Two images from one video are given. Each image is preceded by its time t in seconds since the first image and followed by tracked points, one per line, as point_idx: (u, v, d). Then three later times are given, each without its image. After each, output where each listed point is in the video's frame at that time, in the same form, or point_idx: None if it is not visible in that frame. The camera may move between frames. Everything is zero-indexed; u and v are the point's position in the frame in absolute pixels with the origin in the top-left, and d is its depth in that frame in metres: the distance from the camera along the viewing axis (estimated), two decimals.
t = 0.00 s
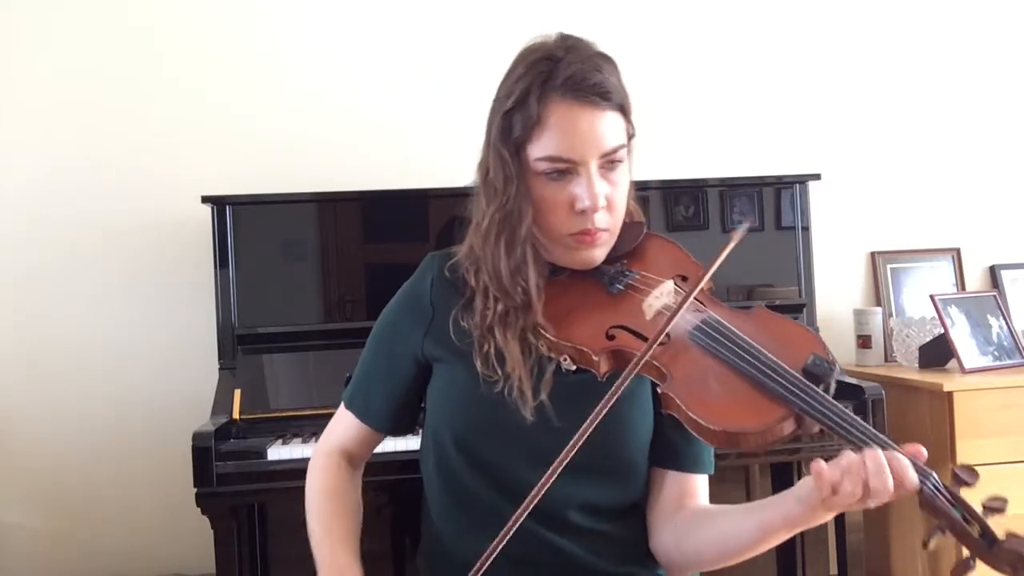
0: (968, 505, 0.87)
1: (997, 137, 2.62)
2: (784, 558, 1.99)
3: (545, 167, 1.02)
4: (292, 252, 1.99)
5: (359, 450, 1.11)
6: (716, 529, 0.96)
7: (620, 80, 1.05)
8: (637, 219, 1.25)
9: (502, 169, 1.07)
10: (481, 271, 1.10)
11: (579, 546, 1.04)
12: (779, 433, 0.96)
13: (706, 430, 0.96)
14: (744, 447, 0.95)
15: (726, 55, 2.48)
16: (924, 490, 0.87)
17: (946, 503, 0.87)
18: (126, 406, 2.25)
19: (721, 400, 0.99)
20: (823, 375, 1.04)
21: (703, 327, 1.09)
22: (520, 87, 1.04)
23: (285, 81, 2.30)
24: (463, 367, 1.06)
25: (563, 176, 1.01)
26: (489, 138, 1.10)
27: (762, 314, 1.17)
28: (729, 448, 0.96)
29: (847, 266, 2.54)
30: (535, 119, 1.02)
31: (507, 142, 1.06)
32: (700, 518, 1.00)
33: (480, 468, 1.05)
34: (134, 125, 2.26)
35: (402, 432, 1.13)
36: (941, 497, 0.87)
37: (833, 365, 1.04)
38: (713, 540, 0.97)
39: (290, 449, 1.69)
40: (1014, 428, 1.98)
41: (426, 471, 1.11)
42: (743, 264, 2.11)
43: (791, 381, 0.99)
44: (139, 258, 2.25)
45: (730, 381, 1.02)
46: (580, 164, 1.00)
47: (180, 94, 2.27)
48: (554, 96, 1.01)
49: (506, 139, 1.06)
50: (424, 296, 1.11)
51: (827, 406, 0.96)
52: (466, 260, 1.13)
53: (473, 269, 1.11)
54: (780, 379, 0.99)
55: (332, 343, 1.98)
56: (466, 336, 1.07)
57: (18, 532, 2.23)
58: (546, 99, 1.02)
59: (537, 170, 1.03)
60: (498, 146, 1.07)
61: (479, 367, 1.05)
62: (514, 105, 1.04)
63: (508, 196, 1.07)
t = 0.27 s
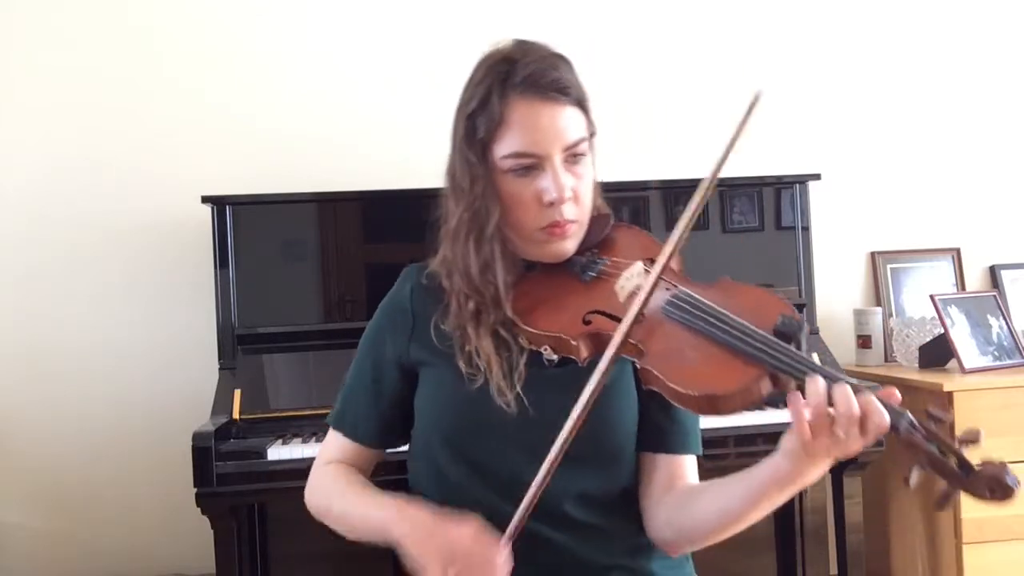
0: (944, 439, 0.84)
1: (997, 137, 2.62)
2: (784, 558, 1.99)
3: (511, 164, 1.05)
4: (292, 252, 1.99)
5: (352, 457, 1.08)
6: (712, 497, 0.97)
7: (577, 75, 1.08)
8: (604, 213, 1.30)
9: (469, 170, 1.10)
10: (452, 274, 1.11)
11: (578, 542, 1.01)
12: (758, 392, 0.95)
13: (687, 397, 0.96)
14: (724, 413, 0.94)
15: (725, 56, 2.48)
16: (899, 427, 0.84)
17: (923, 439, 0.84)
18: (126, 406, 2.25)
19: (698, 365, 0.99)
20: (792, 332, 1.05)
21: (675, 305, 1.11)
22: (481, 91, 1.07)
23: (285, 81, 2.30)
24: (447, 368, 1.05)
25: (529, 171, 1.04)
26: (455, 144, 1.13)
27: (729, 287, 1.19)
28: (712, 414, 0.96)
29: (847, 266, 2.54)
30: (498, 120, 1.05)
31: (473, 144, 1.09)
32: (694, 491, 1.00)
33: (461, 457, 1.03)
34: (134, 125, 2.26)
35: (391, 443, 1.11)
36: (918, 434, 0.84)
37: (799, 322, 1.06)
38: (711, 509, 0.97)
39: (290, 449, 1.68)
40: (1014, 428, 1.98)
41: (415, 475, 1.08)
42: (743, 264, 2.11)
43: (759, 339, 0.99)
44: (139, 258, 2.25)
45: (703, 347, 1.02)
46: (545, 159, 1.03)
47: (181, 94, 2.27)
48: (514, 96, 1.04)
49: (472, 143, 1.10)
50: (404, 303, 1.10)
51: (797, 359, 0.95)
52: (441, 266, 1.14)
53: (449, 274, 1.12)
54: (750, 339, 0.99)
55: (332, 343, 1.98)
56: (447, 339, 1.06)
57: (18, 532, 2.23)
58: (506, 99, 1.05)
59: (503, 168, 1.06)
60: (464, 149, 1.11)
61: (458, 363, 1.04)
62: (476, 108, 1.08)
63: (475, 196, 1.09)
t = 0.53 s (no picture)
0: (916, 389, 0.91)
1: (997, 137, 2.62)
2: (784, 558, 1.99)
3: (479, 165, 1.05)
4: (292, 252, 1.99)
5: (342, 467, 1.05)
6: (694, 473, 0.99)
7: (536, 76, 1.09)
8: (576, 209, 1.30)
9: (433, 178, 1.12)
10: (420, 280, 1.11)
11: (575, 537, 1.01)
12: (732, 362, 1.01)
13: (664, 370, 1.02)
14: (699, 382, 1.00)
15: (726, 56, 2.48)
16: (870, 382, 0.91)
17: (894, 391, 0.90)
18: (125, 407, 2.25)
19: (674, 342, 1.04)
20: (762, 301, 1.12)
21: (647, 283, 1.15)
22: (443, 99, 1.08)
23: (285, 81, 2.30)
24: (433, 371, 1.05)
25: (497, 171, 1.05)
26: (421, 155, 1.14)
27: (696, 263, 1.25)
28: (690, 386, 1.02)
29: (846, 266, 2.54)
30: (462, 124, 1.06)
31: (439, 151, 1.10)
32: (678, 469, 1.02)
33: (453, 449, 1.03)
34: (134, 125, 2.26)
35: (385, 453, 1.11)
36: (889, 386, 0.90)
37: (767, 292, 1.14)
38: (695, 485, 0.99)
39: (290, 449, 1.68)
40: (1014, 428, 1.98)
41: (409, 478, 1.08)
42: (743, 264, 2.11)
43: (728, 310, 1.04)
44: (139, 258, 2.25)
45: (677, 323, 1.07)
46: (512, 157, 1.04)
47: (181, 94, 2.27)
48: (475, 100, 1.06)
49: (437, 150, 1.10)
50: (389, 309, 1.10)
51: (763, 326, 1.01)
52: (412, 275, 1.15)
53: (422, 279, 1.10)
54: (719, 313, 1.05)
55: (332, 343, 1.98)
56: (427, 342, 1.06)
57: (18, 532, 2.23)
58: (469, 102, 1.06)
59: (471, 171, 1.06)
60: (428, 157, 1.12)
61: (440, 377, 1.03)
62: (439, 116, 1.09)
63: (440, 202, 1.12)
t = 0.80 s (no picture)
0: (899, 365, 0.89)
1: (997, 137, 2.62)
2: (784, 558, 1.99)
3: (466, 164, 1.05)
4: (292, 252, 1.99)
5: (330, 474, 1.10)
6: (681, 465, 0.95)
7: (521, 76, 1.09)
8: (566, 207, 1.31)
9: (422, 179, 1.12)
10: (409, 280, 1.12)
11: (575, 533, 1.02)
12: (719, 348, 0.98)
13: (651, 359, 0.99)
14: (686, 370, 0.98)
15: (726, 56, 2.48)
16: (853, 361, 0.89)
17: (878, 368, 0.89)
18: (125, 407, 2.25)
19: (660, 330, 1.01)
20: (747, 288, 1.06)
21: (635, 275, 1.12)
22: (430, 101, 1.09)
23: (285, 81, 2.31)
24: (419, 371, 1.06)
25: (485, 169, 1.04)
26: (411, 156, 1.15)
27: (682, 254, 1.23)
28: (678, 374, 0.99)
29: (846, 266, 2.54)
30: (449, 124, 1.06)
31: (427, 151, 1.10)
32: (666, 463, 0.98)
33: (440, 444, 1.04)
34: (134, 125, 2.26)
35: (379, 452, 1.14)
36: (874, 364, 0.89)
37: (753, 279, 1.07)
38: (682, 478, 0.94)
39: (290, 448, 1.68)
40: (1014, 428, 1.98)
41: (405, 477, 1.09)
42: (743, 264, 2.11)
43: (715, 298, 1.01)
44: (139, 258, 2.25)
45: (665, 311, 1.05)
46: (500, 155, 1.04)
47: (181, 94, 2.27)
48: (462, 99, 1.06)
49: (426, 150, 1.11)
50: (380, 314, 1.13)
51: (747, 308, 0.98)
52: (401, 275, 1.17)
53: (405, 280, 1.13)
54: (704, 299, 1.02)
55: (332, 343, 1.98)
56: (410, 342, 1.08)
57: (18, 533, 2.23)
58: (455, 102, 1.06)
59: (459, 170, 1.06)
60: (417, 159, 1.12)
61: (417, 383, 1.05)
62: (427, 117, 1.09)
63: (428, 203, 1.13)
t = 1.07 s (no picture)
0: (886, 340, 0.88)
1: (997, 137, 2.62)
2: (784, 558, 1.99)
3: (447, 169, 1.05)
4: (292, 252, 1.99)
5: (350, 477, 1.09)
6: (678, 453, 0.96)
7: (496, 77, 1.09)
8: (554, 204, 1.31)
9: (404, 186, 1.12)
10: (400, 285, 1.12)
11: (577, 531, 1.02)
12: (705, 333, 0.98)
13: (636, 345, 1.00)
14: (673, 355, 0.99)
15: (726, 56, 2.48)
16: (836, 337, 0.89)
17: (863, 344, 0.88)
18: (125, 407, 2.25)
19: (646, 318, 1.03)
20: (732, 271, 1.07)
21: (623, 268, 1.15)
22: (406, 109, 1.09)
23: (285, 81, 2.31)
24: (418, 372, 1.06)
25: (466, 172, 1.04)
26: (393, 165, 1.15)
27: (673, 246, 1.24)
28: (663, 360, 1.01)
29: (846, 266, 2.54)
30: (427, 130, 1.07)
31: (408, 159, 1.11)
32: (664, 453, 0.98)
33: (440, 444, 1.04)
34: (134, 125, 2.26)
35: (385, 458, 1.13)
36: (857, 340, 0.88)
37: (737, 263, 1.08)
38: (679, 467, 0.95)
39: (290, 448, 1.68)
40: (1014, 428, 1.98)
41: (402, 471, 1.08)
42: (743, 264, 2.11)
43: (700, 284, 1.02)
44: (138, 258, 2.25)
45: (650, 300, 1.06)
46: (480, 157, 1.03)
47: (180, 94, 2.27)
48: (438, 105, 1.06)
49: (407, 158, 1.11)
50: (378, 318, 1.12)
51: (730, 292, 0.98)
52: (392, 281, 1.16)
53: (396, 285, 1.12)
54: (687, 286, 1.03)
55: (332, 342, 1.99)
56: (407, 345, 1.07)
57: (18, 533, 2.23)
58: (431, 108, 1.06)
59: (440, 175, 1.06)
60: (399, 167, 1.13)
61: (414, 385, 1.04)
62: (405, 125, 1.09)
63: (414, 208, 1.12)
